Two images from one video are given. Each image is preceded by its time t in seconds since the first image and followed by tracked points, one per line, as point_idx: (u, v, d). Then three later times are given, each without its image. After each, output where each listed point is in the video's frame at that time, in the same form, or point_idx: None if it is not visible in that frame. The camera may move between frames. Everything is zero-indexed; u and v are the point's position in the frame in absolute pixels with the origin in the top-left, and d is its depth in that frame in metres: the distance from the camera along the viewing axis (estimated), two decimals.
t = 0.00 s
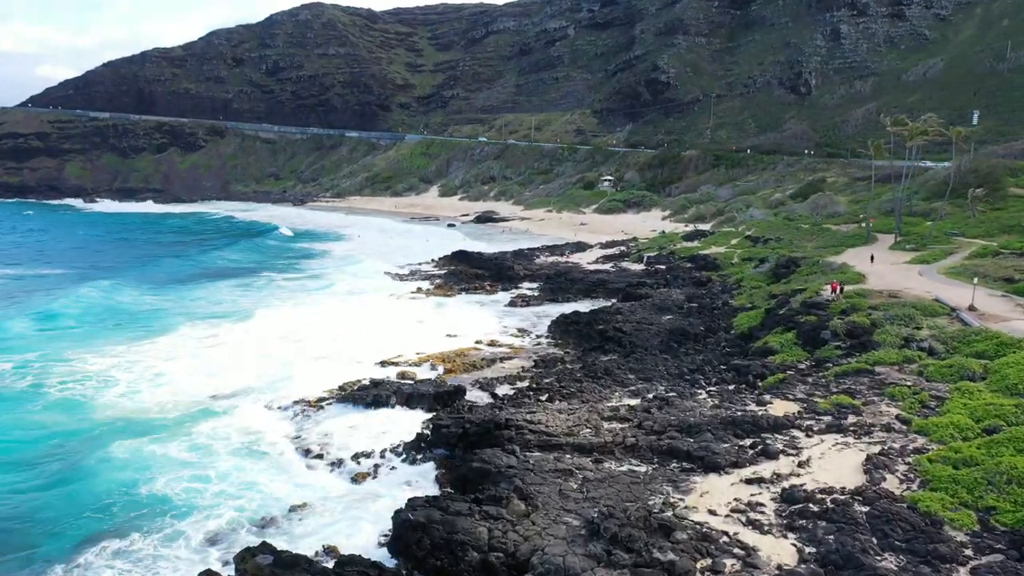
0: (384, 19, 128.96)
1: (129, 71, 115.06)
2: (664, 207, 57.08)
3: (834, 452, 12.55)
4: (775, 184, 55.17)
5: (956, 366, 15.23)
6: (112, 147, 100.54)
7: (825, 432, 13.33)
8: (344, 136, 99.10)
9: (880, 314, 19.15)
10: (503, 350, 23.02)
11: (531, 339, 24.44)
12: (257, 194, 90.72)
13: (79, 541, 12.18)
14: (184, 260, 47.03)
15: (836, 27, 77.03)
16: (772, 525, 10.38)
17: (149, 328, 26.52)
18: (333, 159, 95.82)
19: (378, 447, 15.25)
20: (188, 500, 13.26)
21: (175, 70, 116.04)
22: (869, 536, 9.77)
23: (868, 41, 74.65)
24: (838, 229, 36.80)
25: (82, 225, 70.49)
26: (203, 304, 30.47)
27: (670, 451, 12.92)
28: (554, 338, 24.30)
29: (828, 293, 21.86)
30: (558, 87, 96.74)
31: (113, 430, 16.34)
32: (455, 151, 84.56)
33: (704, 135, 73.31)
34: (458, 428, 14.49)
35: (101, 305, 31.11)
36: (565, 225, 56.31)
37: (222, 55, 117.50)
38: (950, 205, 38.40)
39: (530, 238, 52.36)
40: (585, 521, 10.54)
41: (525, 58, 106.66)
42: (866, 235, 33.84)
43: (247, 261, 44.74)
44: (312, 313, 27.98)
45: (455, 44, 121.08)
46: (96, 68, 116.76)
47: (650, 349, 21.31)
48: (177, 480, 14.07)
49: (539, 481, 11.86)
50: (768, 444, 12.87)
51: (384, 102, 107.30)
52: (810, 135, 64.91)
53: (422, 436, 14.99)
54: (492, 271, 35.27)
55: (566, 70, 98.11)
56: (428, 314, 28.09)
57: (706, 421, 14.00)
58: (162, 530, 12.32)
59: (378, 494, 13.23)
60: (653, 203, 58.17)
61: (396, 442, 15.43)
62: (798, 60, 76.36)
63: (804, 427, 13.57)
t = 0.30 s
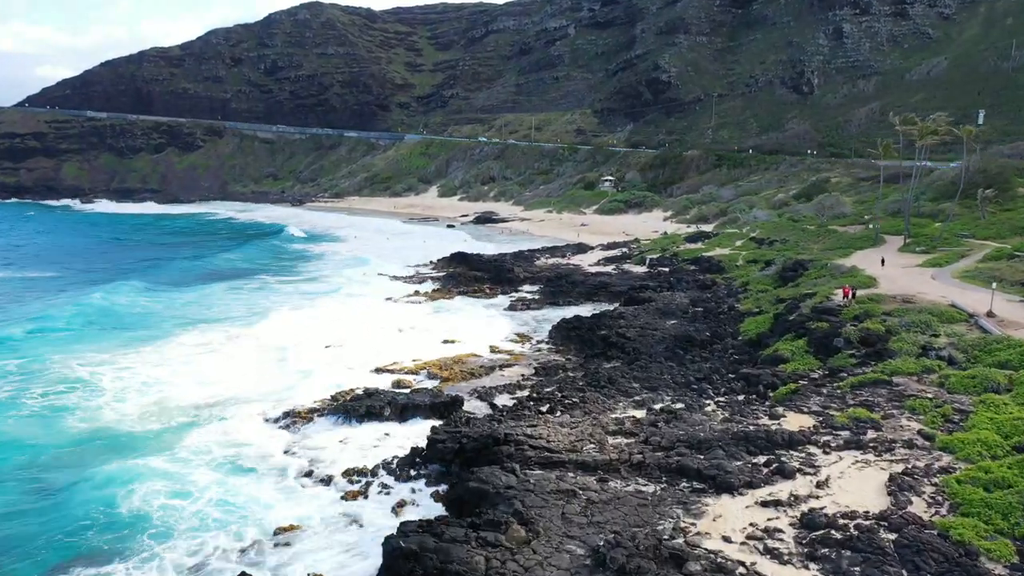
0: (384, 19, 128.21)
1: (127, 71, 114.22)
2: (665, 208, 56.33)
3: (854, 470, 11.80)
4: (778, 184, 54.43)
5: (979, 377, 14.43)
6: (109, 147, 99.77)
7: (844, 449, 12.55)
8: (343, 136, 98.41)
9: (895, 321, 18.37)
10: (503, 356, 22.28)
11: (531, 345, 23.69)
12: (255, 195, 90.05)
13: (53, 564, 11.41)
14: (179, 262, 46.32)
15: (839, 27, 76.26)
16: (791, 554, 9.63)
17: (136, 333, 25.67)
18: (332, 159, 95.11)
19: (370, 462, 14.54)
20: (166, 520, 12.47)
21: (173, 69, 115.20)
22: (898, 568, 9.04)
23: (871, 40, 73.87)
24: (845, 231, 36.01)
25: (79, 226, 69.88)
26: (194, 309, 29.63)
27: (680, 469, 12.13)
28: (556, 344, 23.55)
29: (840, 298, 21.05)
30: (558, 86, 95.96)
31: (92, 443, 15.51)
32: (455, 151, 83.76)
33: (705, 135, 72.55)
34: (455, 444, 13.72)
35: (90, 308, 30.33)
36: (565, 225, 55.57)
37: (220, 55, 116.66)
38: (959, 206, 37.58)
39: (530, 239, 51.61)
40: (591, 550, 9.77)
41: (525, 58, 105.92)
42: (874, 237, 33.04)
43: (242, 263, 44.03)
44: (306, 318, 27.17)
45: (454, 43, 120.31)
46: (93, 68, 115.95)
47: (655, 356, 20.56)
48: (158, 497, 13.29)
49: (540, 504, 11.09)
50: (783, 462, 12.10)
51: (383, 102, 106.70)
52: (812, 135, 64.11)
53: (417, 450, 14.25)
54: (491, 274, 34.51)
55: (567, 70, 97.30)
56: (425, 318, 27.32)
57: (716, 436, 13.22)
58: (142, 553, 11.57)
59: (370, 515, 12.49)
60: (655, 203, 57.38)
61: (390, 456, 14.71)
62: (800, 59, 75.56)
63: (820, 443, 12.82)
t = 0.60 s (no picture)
0: (383, 18, 127.38)
1: (124, 71, 113.39)
2: (667, 209, 55.59)
3: (877, 492, 11.01)
4: (781, 184, 53.67)
5: (1004, 390, 13.60)
6: (106, 147, 98.95)
7: (864, 468, 11.74)
8: (342, 136, 97.64)
9: (911, 328, 17.55)
10: (501, 363, 21.50)
11: (530, 352, 22.90)
12: (253, 195, 89.27)
13: None
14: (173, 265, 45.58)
15: (841, 25, 75.47)
16: None
17: (123, 339, 24.80)
18: (331, 159, 94.32)
19: (360, 479, 13.75)
20: (142, 546, 11.66)
21: (171, 70, 114.36)
22: None
23: (873, 39, 73.07)
24: (851, 233, 35.20)
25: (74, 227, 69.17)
26: (184, 314, 28.75)
27: (690, 491, 11.33)
28: (556, 350, 22.75)
29: (852, 304, 20.24)
30: (558, 86, 95.11)
31: (67, 461, 14.66)
32: (454, 151, 82.93)
33: (707, 135, 71.76)
34: (450, 462, 12.91)
35: (78, 314, 29.53)
36: (566, 226, 54.77)
37: (218, 54, 115.78)
38: (967, 207, 36.76)
39: (529, 240, 50.82)
40: None
41: (524, 58, 105.11)
42: (882, 240, 32.22)
43: (237, 265, 43.27)
44: (297, 324, 26.29)
45: (454, 43, 119.47)
46: (90, 68, 115.09)
47: (659, 364, 19.76)
48: (134, 520, 12.46)
49: (539, 532, 10.30)
50: (800, 483, 11.30)
51: (382, 102, 105.96)
52: (815, 135, 63.31)
53: (410, 468, 13.44)
54: (490, 276, 33.72)
55: (567, 70, 96.46)
56: (422, 323, 26.52)
57: (726, 454, 12.40)
58: None
59: (359, 541, 11.71)
60: (655, 204, 56.62)
61: (381, 474, 13.91)
62: (802, 58, 74.76)
63: (839, 462, 12.02)
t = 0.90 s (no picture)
0: (382, 18, 126.47)
1: (121, 71, 112.58)
2: (668, 210, 54.82)
3: (905, 520, 10.14)
4: (784, 184, 52.85)
5: None
6: (103, 148, 98.08)
7: (890, 493, 10.86)
8: (340, 136, 96.83)
9: (929, 336, 16.69)
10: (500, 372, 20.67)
11: (530, 359, 22.06)
12: (251, 196, 88.44)
13: None
14: (167, 267, 44.79)
15: (843, 24, 74.60)
16: None
17: (107, 346, 23.86)
18: (329, 159, 93.49)
19: (348, 501, 12.89)
20: None
21: (168, 69, 113.46)
22: None
23: (876, 38, 72.19)
24: (859, 234, 34.34)
25: (68, 228, 68.33)
26: (173, 319, 27.83)
27: (703, 518, 10.45)
28: (556, 357, 21.91)
29: (866, 310, 19.37)
30: (558, 86, 94.22)
31: (35, 484, 13.70)
32: (454, 151, 82.04)
33: (708, 134, 70.90)
34: (443, 483, 12.07)
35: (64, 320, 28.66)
36: (566, 227, 53.92)
37: (215, 54, 114.89)
38: (977, 207, 35.90)
39: (529, 242, 50.01)
40: None
41: (524, 58, 104.22)
42: (891, 241, 31.38)
43: (232, 268, 42.49)
44: (289, 330, 25.39)
45: (453, 42, 118.61)
46: (87, 69, 114.20)
47: (664, 373, 18.91)
48: (104, 549, 11.54)
49: (538, 566, 9.45)
50: (821, 511, 10.43)
51: (381, 102, 105.19)
52: (818, 134, 62.45)
53: (401, 490, 12.54)
54: (488, 279, 32.91)
55: (567, 69, 95.57)
56: (418, 330, 25.68)
57: (739, 475, 11.54)
58: None
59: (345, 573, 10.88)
60: (656, 205, 55.83)
61: (369, 495, 13.04)
62: (804, 57, 73.91)
63: (862, 486, 11.14)
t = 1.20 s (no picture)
0: (381, 17, 125.48)
1: (118, 70, 111.69)
2: (670, 210, 53.90)
3: (941, 557, 9.20)
4: (788, 184, 51.93)
5: None
6: (100, 148, 97.15)
7: (922, 525, 9.91)
8: (339, 136, 95.88)
9: (952, 347, 15.75)
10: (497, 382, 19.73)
11: (529, 368, 21.11)
12: (249, 196, 87.54)
13: None
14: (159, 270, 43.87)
15: (847, 22, 73.66)
16: None
17: (88, 354, 22.93)
18: (328, 159, 92.57)
19: (331, 528, 11.94)
20: None
21: (165, 69, 112.50)
22: None
23: (880, 36, 71.17)
24: (867, 236, 33.42)
25: (62, 230, 67.44)
26: (160, 324, 26.90)
27: (716, 554, 9.52)
28: (556, 366, 20.97)
29: (883, 318, 18.43)
30: (558, 85, 93.28)
31: None
32: (453, 151, 81.11)
33: (710, 134, 69.96)
34: (434, 511, 11.16)
35: (48, 326, 27.74)
36: (566, 228, 53.00)
37: (213, 53, 113.91)
38: (987, 209, 34.98)
39: (528, 243, 49.08)
40: None
41: (524, 57, 103.27)
42: (901, 244, 30.45)
43: (225, 271, 41.57)
44: (278, 337, 24.46)
45: (453, 41, 117.70)
46: (84, 68, 113.27)
47: (670, 385, 17.97)
48: None
49: None
50: (848, 546, 9.48)
51: (380, 101, 104.29)
52: (821, 134, 61.52)
53: (388, 516, 11.59)
54: (486, 282, 31.98)
55: (567, 68, 94.62)
56: (413, 337, 24.71)
57: (756, 503, 10.60)
58: None
59: None
60: (658, 205, 54.97)
61: (354, 521, 12.10)
62: (806, 56, 72.95)
63: (891, 516, 10.19)
